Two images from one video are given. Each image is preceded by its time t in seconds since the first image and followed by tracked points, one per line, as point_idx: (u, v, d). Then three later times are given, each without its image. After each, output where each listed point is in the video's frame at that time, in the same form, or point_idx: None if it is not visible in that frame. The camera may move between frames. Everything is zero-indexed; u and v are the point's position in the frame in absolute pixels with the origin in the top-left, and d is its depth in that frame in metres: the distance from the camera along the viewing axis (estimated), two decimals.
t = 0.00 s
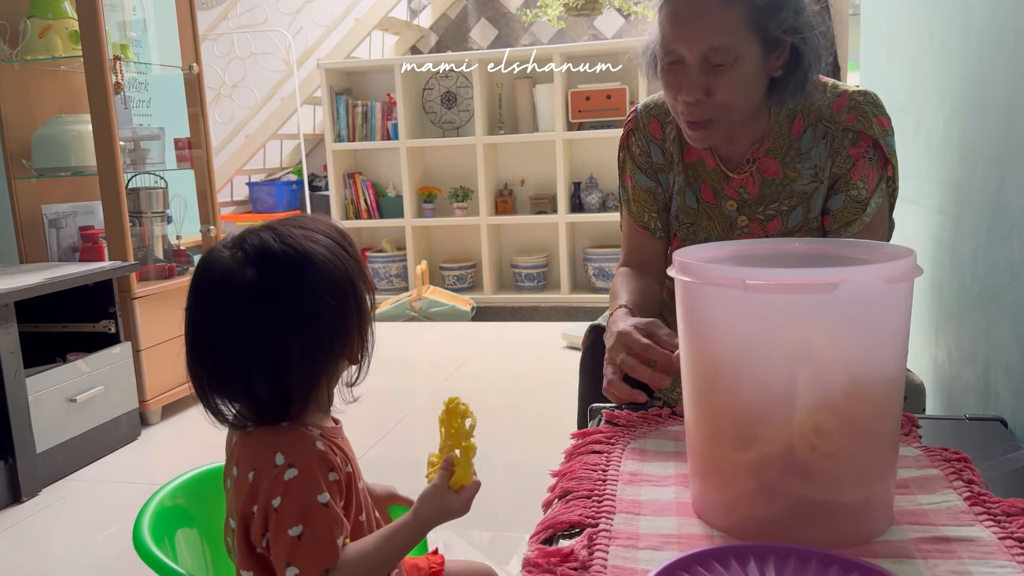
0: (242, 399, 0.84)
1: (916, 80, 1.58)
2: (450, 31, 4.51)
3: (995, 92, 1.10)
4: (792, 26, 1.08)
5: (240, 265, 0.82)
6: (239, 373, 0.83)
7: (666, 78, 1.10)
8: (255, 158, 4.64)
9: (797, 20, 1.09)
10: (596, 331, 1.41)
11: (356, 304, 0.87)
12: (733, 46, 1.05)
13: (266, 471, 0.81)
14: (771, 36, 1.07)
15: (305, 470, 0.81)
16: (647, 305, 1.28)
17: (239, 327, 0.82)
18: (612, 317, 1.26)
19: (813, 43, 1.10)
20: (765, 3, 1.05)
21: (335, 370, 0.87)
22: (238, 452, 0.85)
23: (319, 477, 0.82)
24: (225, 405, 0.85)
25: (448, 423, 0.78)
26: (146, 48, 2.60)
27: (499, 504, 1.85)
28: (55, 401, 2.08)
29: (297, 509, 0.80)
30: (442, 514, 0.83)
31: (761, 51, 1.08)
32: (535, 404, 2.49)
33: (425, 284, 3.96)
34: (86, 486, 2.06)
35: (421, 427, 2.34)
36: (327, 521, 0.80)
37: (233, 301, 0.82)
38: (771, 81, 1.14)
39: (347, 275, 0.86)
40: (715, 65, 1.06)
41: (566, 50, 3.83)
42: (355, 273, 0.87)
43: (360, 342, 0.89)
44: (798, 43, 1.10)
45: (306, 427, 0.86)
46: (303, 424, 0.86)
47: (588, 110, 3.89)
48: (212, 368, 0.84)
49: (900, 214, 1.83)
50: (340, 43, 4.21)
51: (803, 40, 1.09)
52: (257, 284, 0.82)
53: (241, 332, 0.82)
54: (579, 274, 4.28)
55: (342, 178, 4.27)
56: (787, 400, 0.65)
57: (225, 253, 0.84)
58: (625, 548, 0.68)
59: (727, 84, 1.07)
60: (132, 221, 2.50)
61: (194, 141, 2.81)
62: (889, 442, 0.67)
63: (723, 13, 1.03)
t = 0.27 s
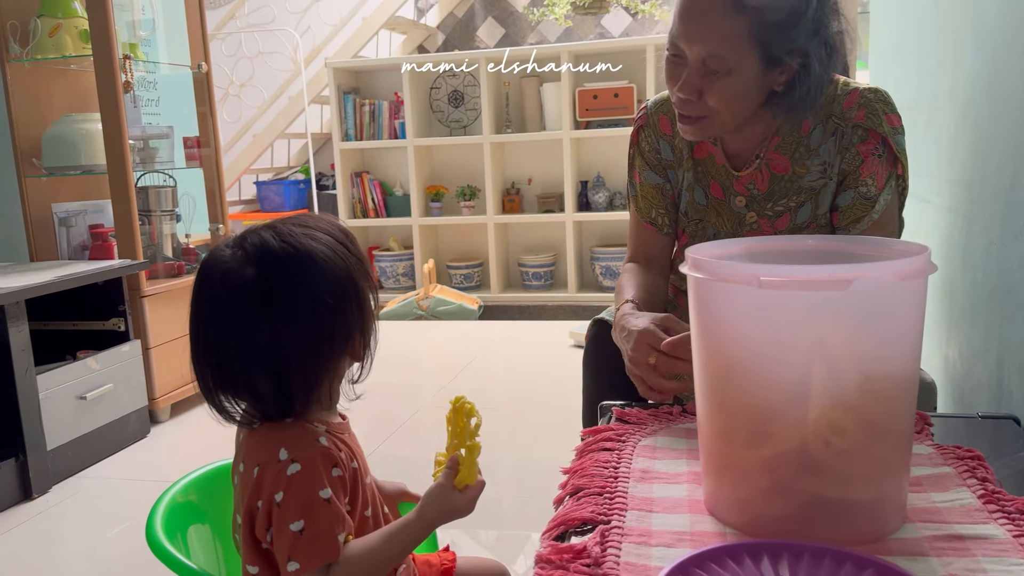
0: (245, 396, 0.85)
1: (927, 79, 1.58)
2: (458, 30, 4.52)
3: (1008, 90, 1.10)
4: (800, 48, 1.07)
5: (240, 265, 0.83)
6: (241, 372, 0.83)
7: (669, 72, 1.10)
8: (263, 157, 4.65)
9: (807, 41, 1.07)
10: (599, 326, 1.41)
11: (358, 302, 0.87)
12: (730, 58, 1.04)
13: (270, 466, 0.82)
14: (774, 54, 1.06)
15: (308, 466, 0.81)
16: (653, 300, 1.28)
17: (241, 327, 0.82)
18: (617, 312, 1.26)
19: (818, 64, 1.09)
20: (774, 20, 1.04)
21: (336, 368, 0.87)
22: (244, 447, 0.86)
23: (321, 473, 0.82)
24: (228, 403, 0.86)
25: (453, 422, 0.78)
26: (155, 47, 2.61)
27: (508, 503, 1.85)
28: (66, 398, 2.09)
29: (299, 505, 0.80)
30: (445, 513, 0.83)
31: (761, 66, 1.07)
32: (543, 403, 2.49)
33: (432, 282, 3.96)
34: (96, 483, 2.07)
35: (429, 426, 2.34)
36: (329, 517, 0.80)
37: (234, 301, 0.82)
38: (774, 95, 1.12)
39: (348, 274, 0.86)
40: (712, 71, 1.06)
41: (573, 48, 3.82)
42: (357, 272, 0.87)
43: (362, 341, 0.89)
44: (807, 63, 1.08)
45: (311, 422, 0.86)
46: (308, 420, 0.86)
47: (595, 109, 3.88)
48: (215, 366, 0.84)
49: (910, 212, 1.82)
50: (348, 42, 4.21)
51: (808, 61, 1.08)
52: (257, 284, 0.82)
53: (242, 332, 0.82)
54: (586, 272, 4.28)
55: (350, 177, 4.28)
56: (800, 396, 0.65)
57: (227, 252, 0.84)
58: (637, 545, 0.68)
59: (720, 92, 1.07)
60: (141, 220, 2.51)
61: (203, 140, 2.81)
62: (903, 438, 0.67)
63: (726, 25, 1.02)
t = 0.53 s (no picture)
0: (251, 396, 0.85)
1: (930, 81, 1.57)
2: (462, 31, 4.52)
3: (1011, 93, 1.10)
4: (799, 67, 1.04)
5: (246, 267, 0.83)
6: (247, 374, 0.83)
7: (668, 92, 1.09)
8: (268, 158, 4.66)
9: (804, 61, 1.04)
10: (601, 328, 1.41)
11: (362, 302, 0.87)
12: (729, 86, 1.03)
13: (279, 463, 0.82)
14: (772, 76, 1.04)
15: (316, 463, 0.82)
16: (655, 301, 1.29)
17: (247, 328, 0.82)
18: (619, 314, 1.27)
19: (817, 84, 1.06)
20: (771, 47, 1.01)
21: (341, 368, 0.87)
22: (252, 445, 0.86)
23: (328, 470, 0.82)
24: (235, 403, 0.86)
25: (456, 420, 0.79)
26: (160, 48, 2.62)
27: (510, 504, 1.85)
28: (70, 398, 2.10)
29: (307, 501, 0.80)
30: (450, 511, 0.83)
31: (760, 88, 1.05)
32: (546, 404, 2.49)
33: (436, 283, 3.96)
34: (101, 483, 2.07)
35: (432, 427, 2.34)
36: (337, 513, 0.80)
37: (240, 303, 0.82)
38: (772, 108, 1.09)
39: (352, 274, 0.86)
40: (710, 96, 1.04)
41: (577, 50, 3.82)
42: (361, 272, 0.87)
43: (367, 341, 0.89)
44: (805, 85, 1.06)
45: (318, 421, 0.86)
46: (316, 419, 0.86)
47: (599, 110, 3.89)
48: (222, 367, 0.84)
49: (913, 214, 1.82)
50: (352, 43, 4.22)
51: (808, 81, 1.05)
52: (263, 285, 0.82)
53: (248, 333, 0.82)
54: (589, 274, 4.28)
55: (354, 178, 4.29)
56: (800, 399, 0.65)
57: (232, 254, 0.84)
58: (638, 547, 0.68)
59: (720, 115, 1.06)
60: (145, 221, 2.51)
61: (208, 141, 2.82)
62: (902, 441, 0.67)
63: (722, 54, 1.00)
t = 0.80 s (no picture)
0: (264, 393, 0.85)
1: (936, 83, 1.57)
2: (467, 33, 4.53)
3: (1017, 95, 1.10)
4: (810, 62, 1.06)
5: (264, 265, 0.83)
6: (262, 369, 0.84)
7: (679, 90, 1.10)
8: (273, 160, 4.67)
9: (815, 58, 1.06)
10: (606, 330, 1.41)
11: (376, 303, 0.87)
12: (741, 81, 1.04)
13: (288, 461, 0.82)
14: (785, 71, 1.05)
15: (325, 462, 0.82)
16: (661, 304, 1.29)
17: (263, 325, 0.83)
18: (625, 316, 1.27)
19: (829, 78, 1.07)
20: (783, 41, 1.03)
21: (354, 367, 0.87)
22: (262, 443, 0.86)
23: (337, 469, 0.82)
24: (248, 399, 0.86)
25: (465, 424, 0.78)
26: (166, 50, 2.63)
27: (515, 506, 1.85)
28: (77, 399, 2.11)
29: (315, 500, 0.80)
30: (458, 513, 0.83)
31: (773, 84, 1.06)
32: (551, 406, 2.49)
33: (440, 285, 3.96)
34: (106, 483, 2.08)
35: (436, 429, 2.35)
36: (344, 513, 0.80)
37: (256, 300, 0.83)
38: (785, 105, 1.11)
39: (367, 275, 0.86)
40: (723, 92, 1.05)
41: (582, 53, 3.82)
42: (375, 272, 0.88)
43: (379, 340, 0.89)
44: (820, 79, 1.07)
45: (327, 420, 0.87)
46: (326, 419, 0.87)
47: (604, 113, 3.89)
48: (236, 363, 0.85)
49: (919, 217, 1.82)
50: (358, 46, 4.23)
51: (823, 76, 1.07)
52: (279, 283, 0.83)
53: (265, 330, 0.83)
54: (594, 276, 4.28)
55: (359, 179, 4.29)
56: (807, 402, 0.65)
57: (250, 251, 0.85)
58: (643, 548, 0.68)
59: (732, 112, 1.06)
60: (151, 222, 2.52)
61: (214, 143, 2.83)
62: (908, 443, 0.67)
63: (734, 49, 1.01)
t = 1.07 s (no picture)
0: (272, 392, 0.85)
1: (939, 87, 1.58)
2: (471, 36, 4.54)
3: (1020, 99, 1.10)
4: (814, 60, 1.07)
5: (273, 265, 0.84)
6: (270, 368, 0.84)
7: (683, 91, 1.10)
8: (278, 162, 4.68)
9: (818, 56, 1.07)
10: (608, 333, 1.41)
11: (383, 303, 0.88)
12: (745, 78, 1.04)
13: (292, 462, 0.82)
14: (788, 69, 1.07)
15: (329, 463, 0.82)
16: (663, 307, 1.29)
17: (271, 324, 0.83)
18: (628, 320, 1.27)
19: (834, 75, 1.09)
20: (787, 38, 1.04)
21: (361, 367, 0.88)
22: (269, 440, 0.87)
23: (341, 471, 0.83)
24: (256, 399, 0.87)
25: (472, 429, 0.78)
26: (172, 53, 2.64)
27: (518, 508, 1.85)
28: (81, 401, 2.11)
29: (318, 501, 0.81)
30: (460, 518, 0.83)
31: (778, 82, 1.08)
32: (554, 409, 2.49)
33: (444, 287, 3.97)
34: (110, 485, 2.09)
35: (439, 431, 2.35)
36: (346, 514, 0.81)
37: (264, 300, 0.83)
38: (789, 106, 1.13)
39: (374, 275, 0.87)
40: (727, 91, 1.05)
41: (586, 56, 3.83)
42: (381, 273, 0.88)
43: (385, 340, 0.89)
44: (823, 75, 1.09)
45: (334, 421, 0.87)
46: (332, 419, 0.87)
47: (608, 116, 3.89)
48: (245, 363, 0.85)
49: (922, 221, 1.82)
50: (363, 49, 4.24)
51: (826, 73, 1.09)
52: (286, 283, 0.83)
53: (273, 329, 0.83)
54: (598, 279, 4.29)
55: (363, 182, 4.30)
56: (808, 406, 0.65)
57: (258, 252, 0.85)
58: (645, 551, 0.69)
59: (737, 111, 1.06)
60: (156, 224, 2.53)
61: (219, 145, 2.84)
62: (909, 449, 0.67)
63: (739, 46, 1.02)
